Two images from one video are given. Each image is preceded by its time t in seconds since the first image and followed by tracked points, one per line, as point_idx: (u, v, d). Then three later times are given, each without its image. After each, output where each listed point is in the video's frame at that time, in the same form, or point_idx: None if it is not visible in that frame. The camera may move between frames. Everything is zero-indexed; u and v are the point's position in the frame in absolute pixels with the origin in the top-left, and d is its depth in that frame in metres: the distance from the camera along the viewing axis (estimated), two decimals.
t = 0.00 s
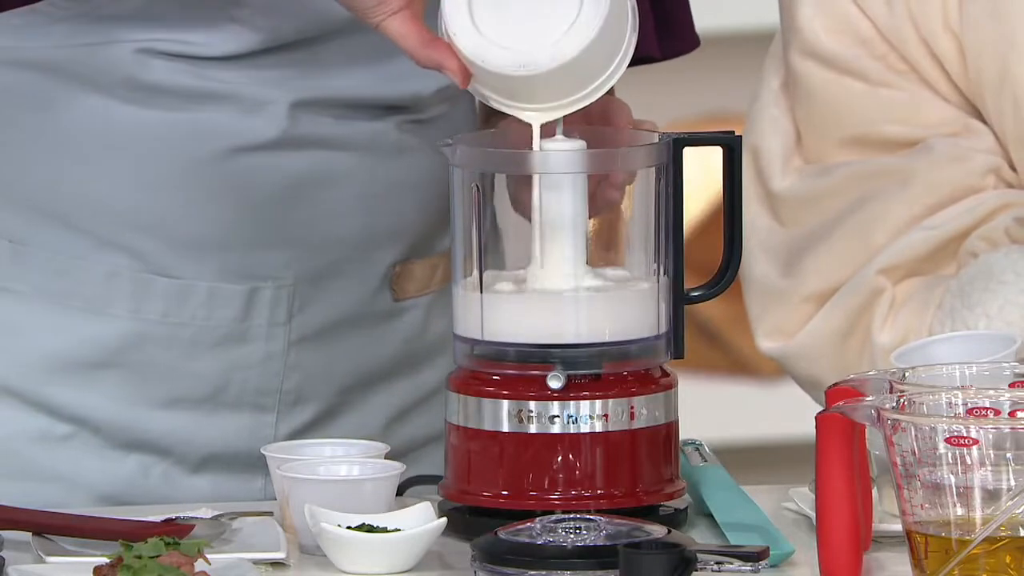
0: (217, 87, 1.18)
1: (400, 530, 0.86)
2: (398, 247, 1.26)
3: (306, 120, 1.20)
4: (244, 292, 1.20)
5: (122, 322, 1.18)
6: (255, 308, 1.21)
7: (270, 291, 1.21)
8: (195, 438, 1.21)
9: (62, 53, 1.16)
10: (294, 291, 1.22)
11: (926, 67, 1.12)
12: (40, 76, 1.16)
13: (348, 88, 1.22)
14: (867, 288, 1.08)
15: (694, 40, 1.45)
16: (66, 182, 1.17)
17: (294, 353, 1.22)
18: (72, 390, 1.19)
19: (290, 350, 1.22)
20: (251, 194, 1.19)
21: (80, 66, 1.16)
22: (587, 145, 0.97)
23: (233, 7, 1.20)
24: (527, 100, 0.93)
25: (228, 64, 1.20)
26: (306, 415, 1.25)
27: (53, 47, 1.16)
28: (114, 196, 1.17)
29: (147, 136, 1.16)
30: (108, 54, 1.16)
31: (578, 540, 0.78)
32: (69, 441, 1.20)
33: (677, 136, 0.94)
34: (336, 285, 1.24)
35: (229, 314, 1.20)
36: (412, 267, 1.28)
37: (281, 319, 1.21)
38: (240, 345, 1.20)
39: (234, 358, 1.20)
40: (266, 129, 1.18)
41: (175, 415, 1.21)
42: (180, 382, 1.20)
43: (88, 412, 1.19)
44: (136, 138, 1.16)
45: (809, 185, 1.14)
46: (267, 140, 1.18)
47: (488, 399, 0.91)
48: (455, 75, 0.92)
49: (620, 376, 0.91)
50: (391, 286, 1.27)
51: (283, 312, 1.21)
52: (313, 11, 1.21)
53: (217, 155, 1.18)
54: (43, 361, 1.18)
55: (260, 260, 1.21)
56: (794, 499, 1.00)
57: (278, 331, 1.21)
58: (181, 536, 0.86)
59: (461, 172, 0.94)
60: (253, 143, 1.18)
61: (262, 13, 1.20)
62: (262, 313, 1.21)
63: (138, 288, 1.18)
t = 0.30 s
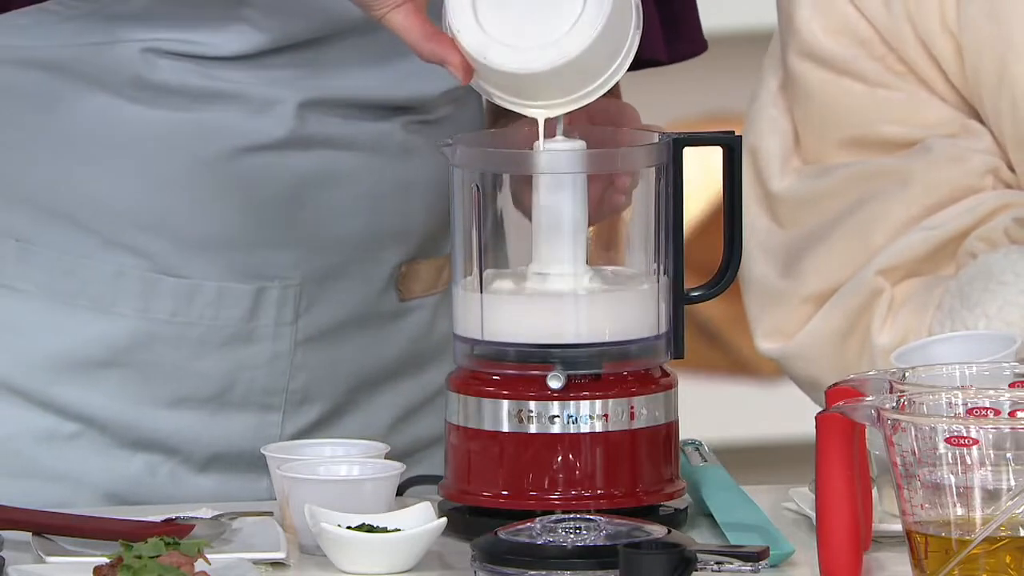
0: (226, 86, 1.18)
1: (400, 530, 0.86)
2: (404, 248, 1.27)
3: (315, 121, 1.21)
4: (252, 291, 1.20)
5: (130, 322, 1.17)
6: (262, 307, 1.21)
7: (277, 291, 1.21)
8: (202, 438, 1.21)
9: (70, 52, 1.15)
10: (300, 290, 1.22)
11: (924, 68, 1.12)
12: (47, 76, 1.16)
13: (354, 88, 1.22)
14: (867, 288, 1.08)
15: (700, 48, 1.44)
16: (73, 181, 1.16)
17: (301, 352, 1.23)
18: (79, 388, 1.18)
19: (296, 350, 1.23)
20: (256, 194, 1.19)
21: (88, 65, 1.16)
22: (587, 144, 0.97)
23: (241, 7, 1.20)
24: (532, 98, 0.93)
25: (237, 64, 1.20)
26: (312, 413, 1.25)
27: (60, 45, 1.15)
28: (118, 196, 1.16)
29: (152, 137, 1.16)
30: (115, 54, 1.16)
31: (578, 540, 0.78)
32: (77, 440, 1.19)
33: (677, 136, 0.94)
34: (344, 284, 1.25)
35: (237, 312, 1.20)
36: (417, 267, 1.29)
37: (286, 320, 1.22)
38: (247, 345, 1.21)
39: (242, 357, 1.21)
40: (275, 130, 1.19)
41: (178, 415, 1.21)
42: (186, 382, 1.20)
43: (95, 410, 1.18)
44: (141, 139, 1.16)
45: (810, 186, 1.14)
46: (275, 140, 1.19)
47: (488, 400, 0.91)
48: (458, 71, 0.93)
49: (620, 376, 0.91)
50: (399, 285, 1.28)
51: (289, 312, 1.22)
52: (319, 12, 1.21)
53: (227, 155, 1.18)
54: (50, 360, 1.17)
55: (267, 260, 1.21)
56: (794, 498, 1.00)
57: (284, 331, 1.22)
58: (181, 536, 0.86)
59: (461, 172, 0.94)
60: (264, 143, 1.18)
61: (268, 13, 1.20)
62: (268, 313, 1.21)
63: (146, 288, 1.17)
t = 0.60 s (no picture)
0: (235, 86, 1.18)
1: (400, 530, 0.86)
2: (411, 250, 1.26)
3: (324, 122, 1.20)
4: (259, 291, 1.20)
5: (136, 321, 1.17)
6: (270, 307, 1.21)
7: (285, 291, 1.21)
8: (209, 438, 1.21)
9: (77, 51, 1.16)
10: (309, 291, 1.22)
11: (924, 68, 1.12)
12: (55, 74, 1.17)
13: (362, 88, 1.21)
14: (867, 288, 1.08)
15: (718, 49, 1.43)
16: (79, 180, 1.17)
17: (308, 352, 1.23)
18: (84, 385, 1.18)
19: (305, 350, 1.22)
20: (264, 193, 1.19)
21: (97, 65, 1.16)
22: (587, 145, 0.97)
23: (251, 8, 1.20)
24: (534, 104, 0.93)
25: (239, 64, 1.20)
26: (321, 414, 1.25)
27: (68, 45, 1.16)
28: (124, 195, 1.17)
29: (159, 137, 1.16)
30: (117, 53, 1.16)
31: (578, 540, 0.78)
32: (84, 439, 1.19)
33: (677, 136, 0.94)
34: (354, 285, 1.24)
35: (245, 311, 1.20)
36: (428, 267, 1.29)
37: (295, 319, 1.22)
38: (253, 345, 1.20)
39: (249, 357, 1.20)
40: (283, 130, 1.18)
41: (183, 414, 1.20)
42: (193, 381, 1.20)
43: (102, 408, 1.18)
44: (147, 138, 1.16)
45: (810, 185, 1.14)
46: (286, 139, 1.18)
47: (488, 400, 0.91)
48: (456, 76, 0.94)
49: (620, 376, 0.91)
50: (407, 287, 1.28)
51: (298, 312, 1.22)
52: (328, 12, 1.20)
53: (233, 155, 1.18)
54: (56, 357, 1.17)
55: (274, 260, 1.21)
56: (794, 498, 1.00)
57: (292, 331, 1.22)
58: (181, 536, 0.86)
59: (461, 172, 0.94)
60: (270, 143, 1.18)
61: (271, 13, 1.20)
62: (276, 313, 1.21)
63: (153, 286, 1.17)
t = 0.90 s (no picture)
0: (244, 86, 1.18)
1: (400, 530, 0.86)
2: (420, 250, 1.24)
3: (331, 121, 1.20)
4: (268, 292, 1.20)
5: (146, 320, 1.18)
6: (279, 308, 1.21)
7: (294, 290, 1.21)
8: (219, 436, 1.21)
9: (85, 51, 1.16)
10: (318, 293, 1.22)
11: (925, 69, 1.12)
12: (61, 72, 1.17)
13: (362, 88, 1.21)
14: (868, 288, 1.08)
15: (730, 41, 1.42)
16: (82, 180, 1.16)
17: (317, 352, 1.23)
18: (90, 383, 1.19)
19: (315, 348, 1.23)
20: (269, 193, 1.18)
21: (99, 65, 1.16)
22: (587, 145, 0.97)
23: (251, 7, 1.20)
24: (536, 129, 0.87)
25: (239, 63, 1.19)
26: (329, 414, 1.26)
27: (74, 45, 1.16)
28: (127, 196, 1.16)
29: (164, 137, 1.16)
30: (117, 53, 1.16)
31: (578, 540, 0.78)
32: (92, 436, 1.20)
33: (677, 136, 0.94)
34: (363, 284, 1.23)
35: (255, 310, 1.20)
36: (440, 267, 1.26)
37: (304, 318, 1.22)
38: (260, 345, 1.21)
39: (259, 357, 1.21)
40: (293, 129, 1.18)
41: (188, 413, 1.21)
42: (200, 380, 1.21)
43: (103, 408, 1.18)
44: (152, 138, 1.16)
45: (811, 185, 1.14)
46: (295, 138, 1.18)
47: (488, 400, 0.91)
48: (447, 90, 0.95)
49: (620, 376, 0.91)
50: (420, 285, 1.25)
51: (308, 311, 1.22)
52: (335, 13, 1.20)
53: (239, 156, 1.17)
54: (64, 355, 1.18)
55: (285, 259, 1.20)
56: (794, 498, 1.00)
57: (301, 330, 1.22)
58: (181, 536, 0.86)
59: (461, 172, 0.95)
60: (277, 143, 1.18)
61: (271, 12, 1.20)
62: (285, 312, 1.21)
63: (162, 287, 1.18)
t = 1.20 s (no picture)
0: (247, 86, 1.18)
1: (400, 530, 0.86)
2: (422, 251, 1.23)
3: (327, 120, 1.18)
4: (267, 291, 1.19)
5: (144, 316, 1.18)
6: (278, 306, 1.20)
7: (293, 289, 1.20)
8: (221, 429, 1.22)
9: (102, 57, 1.19)
10: (317, 293, 1.20)
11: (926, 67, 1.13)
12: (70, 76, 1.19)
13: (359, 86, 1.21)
14: (868, 288, 1.08)
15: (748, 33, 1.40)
16: (86, 180, 1.17)
17: (317, 351, 1.21)
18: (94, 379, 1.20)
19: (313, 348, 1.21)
20: (269, 193, 1.18)
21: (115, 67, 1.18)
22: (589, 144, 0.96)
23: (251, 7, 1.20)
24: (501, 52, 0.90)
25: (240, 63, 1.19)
26: (330, 412, 1.24)
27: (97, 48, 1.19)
28: (129, 192, 1.16)
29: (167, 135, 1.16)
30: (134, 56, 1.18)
31: (578, 540, 0.78)
32: (93, 427, 1.20)
33: (677, 136, 0.94)
34: (361, 286, 1.21)
35: (251, 313, 1.19)
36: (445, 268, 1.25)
37: (303, 318, 1.20)
38: (261, 342, 1.20)
39: (262, 353, 1.21)
40: (290, 128, 1.17)
41: (187, 410, 1.21)
42: (202, 375, 1.20)
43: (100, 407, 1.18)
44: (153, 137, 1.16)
45: (811, 185, 1.13)
46: (292, 138, 1.17)
47: (488, 399, 0.91)
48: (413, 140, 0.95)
49: (620, 375, 0.91)
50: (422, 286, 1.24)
51: (308, 309, 1.20)
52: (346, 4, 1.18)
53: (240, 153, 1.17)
54: (68, 350, 1.19)
55: (289, 257, 1.19)
56: (794, 498, 1.00)
57: (300, 329, 1.21)
58: (181, 536, 0.87)
59: (460, 172, 0.95)
60: (277, 143, 1.17)
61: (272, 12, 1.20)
62: (284, 312, 1.20)
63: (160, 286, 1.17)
